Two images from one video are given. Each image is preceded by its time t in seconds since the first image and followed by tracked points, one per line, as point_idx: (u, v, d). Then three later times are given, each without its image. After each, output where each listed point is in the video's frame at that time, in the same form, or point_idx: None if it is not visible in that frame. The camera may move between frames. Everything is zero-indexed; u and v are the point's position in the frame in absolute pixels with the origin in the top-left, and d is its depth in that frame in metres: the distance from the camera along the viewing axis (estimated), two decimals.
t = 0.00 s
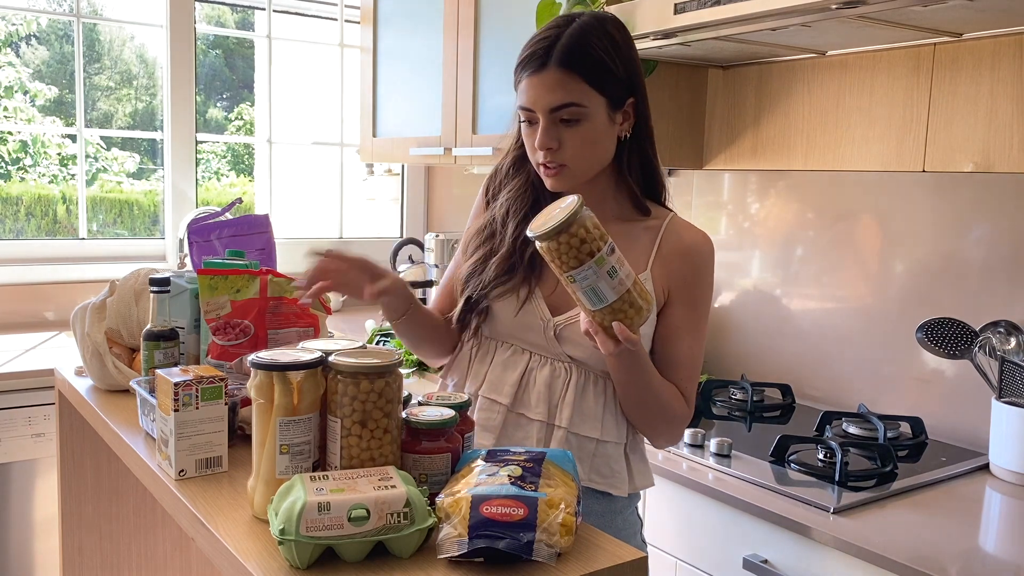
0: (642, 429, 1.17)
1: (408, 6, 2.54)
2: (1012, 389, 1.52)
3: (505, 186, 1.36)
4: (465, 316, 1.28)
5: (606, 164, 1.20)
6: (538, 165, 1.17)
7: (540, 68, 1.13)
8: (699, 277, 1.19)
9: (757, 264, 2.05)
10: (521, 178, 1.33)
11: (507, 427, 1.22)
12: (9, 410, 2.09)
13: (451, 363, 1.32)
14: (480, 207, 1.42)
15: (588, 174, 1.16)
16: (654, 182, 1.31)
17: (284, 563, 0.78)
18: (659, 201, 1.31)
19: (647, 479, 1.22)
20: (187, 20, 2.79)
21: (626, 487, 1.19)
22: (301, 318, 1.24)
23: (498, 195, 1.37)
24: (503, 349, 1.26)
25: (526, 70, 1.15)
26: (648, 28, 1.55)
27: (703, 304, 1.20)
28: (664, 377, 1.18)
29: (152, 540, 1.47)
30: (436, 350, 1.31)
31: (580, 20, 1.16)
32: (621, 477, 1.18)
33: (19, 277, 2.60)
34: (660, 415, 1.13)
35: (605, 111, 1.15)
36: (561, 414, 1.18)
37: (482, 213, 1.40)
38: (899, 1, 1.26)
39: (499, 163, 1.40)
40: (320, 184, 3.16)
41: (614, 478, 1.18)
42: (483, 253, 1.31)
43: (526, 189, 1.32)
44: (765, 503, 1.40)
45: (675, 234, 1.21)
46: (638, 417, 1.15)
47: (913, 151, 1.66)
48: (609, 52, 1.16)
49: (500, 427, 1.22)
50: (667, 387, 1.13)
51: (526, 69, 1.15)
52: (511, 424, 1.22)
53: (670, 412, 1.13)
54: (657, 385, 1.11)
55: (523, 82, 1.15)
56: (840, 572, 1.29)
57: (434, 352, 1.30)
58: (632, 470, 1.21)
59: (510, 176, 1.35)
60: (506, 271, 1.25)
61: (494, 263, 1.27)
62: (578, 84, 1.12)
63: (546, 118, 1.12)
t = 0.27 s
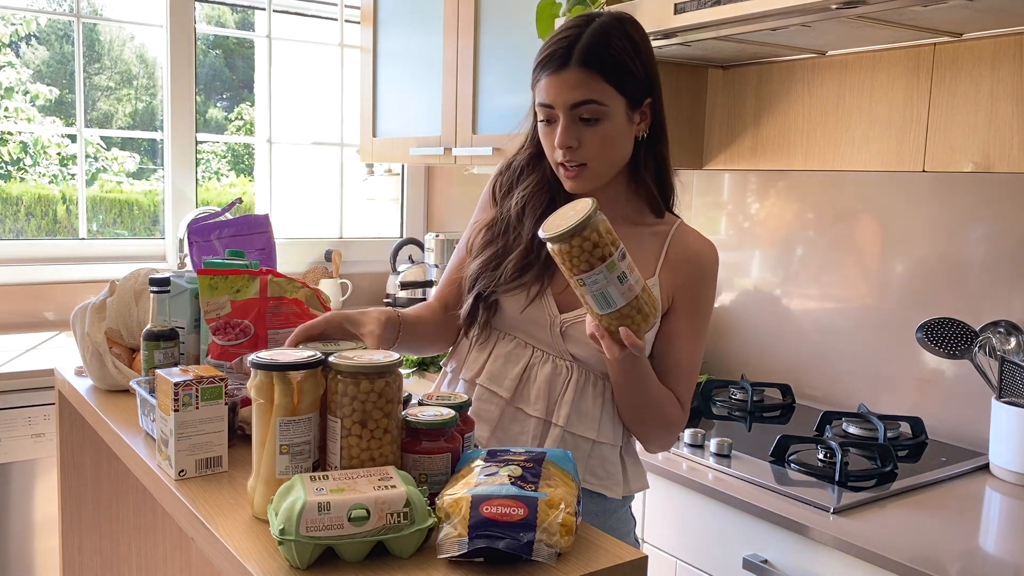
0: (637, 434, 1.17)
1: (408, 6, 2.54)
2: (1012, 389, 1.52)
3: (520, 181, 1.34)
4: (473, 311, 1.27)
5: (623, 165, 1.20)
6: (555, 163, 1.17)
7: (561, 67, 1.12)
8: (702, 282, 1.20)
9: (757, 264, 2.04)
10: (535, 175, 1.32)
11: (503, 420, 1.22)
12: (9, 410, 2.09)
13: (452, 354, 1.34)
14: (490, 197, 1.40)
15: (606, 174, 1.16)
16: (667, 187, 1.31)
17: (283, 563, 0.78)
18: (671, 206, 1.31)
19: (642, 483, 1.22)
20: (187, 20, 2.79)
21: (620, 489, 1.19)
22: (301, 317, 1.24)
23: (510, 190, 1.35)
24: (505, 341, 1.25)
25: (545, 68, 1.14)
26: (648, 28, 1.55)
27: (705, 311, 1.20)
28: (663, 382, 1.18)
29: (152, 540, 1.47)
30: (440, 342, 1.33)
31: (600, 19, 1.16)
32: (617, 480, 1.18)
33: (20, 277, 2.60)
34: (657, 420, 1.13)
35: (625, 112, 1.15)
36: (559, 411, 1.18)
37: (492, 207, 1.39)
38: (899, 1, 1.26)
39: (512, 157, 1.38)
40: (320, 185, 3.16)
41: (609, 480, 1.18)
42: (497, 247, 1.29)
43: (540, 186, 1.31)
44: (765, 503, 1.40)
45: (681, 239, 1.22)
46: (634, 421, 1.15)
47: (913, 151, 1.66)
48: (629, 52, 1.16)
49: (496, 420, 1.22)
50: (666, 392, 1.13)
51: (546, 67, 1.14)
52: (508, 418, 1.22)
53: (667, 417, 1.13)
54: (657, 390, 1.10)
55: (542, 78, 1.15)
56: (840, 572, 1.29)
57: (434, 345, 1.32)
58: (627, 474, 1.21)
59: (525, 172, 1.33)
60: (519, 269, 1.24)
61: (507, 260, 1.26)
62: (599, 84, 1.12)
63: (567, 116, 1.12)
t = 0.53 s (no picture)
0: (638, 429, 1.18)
1: (408, 6, 2.54)
2: (1012, 389, 1.52)
3: (525, 178, 1.34)
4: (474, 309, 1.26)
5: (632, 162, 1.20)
6: (564, 155, 1.16)
7: (580, 60, 1.13)
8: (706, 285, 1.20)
9: (757, 264, 2.04)
10: (541, 171, 1.32)
11: (507, 423, 1.22)
12: (9, 410, 2.09)
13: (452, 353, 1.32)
14: (495, 195, 1.40)
15: (614, 170, 1.16)
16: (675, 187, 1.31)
17: (283, 563, 0.78)
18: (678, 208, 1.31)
19: (644, 483, 1.22)
20: (187, 20, 2.79)
21: (623, 490, 1.19)
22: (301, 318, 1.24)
23: (516, 187, 1.35)
24: (507, 344, 1.25)
25: (561, 61, 1.15)
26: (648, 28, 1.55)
27: (708, 310, 1.20)
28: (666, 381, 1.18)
29: (152, 540, 1.47)
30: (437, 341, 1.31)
31: (618, 16, 1.17)
32: (620, 480, 1.18)
33: (20, 277, 2.61)
34: (661, 418, 1.14)
35: (638, 109, 1.15)
36: (562, 413, 1.18)
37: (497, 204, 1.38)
38: (899, 1, 1.26)
39: (518, 154, 1.38)
40: (320, 185, 3.16)
41: (612, 481, 1.18)
42: (501, 245, 1.29)
43: (546, 183, 1.31)
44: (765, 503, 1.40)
45: (686, 240, 1.22)
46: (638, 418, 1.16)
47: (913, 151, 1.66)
48: (645, 51, 1.16)
49: (501, 423, 1.21)
50: (669, 392, 1.14)
51: (563, 59, 1.14)
52: (511, 421, 1.22)
53: (669, 416, 1.14)
54: (661, 388, 1.11)
55: (559, 70, 1.15)
56: (840, 572, 1.29)
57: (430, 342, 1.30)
58: (630, 474, 1.21)
59: (530, 169, 1.33)
60: (523, 267, 1.24)
61: (512, 258, 1.26)
62: (615, 79, 1.12)
63: (580, 108, 1.12)
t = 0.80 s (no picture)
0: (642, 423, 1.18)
1: (408, 6, 2.54)
2: (1012, 389, 1.52)
3: (516, 176, 1.33)
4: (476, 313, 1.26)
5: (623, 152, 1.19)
6: (565, 135, 1.14)
7: (581, 41, 1.14)
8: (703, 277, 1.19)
9: (757, 265, 2.04)
10: (530, 171, 1.31)
11: (510, 424, 1.21)
12: (9, 410, 2.09)
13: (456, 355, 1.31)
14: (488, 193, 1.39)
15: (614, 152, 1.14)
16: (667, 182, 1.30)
17: (283, 563, 0.78)
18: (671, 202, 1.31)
19: (648, 480, 1.22)
20: (187, 20, 2.79)
21: (627, 487, 1.18)
22: (300, 318, 1.25)
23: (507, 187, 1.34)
24: (508, 344, 1.25)
25: (560, 45, 1.15)
26: (649, 28, 1.55)
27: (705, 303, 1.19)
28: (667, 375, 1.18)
29: (152, 540, 1.47)
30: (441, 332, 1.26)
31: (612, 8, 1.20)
32: (623, 477, 1.18)
33: (20, 277, 2.61)
34: (664, 412, 1.14)
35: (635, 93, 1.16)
36: (564, 411, 1.18)
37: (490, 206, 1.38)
38: (899, 1, 1.26)
39: (506, 155, 1.37)
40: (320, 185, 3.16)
41: (615, 478, 1.18)
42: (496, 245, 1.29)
43: (536, 181, 1.30)
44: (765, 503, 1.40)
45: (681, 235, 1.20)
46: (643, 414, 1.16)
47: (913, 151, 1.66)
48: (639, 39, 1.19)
49: (504, 424, 1.21)
50: (671, 386, 1.14)
51: (562, 42, 1.15)
52: (515, 421, 1.21)
53: (672, 411, 1.14)
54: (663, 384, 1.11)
55: (558, 54, 1.15)
56: (841, 572, 1.29)
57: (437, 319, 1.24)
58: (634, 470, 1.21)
59: (520, 170, 1.32)
60: (519, 267, 1.23)
61: (508, 259, 1.25)
62: (617, 59, 1.14)
63: (584, 85, 1.12)
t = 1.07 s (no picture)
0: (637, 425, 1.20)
1: (408, 6, 2.54)
2: (1012, 389, 1.52)
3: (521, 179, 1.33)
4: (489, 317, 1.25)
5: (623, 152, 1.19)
6: (564, 143, 1.14)
7: (573, 48, 1.14)
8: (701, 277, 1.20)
9: (757, 264, 2.04)
10: (537, 174, 1.30)
11: (514, 424, 1.21)
12: (9, 410, 2.09)
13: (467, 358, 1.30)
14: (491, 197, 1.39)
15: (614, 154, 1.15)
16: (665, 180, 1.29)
17: (284, 563, 0.78)
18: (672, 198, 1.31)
19: (650, 479, 1.22)
20: (187, 20, 2.79)
21: (629, 485, 1.19)
22: (300, 318, 1.25)
23: (512, 189, 1.34)
24: (513, 343, 1.25)
25: (553, 53, 1.16)
26: (649, 28, 1.55)
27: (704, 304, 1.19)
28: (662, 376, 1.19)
29: (152, 539, 1.47)
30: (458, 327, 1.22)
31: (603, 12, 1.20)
32: (625, 476, 1.18)
33: (20, 277, 2.61)
34: (659, 414, 1.16)
35: (631, 94, 1.16)
36: (569, 411, 1.18)
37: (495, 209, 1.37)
38: (899, 2, 1.26)
39: (510, 158, 1.36)
40: (320, 185, 3.16)
41: (617, 477, 1.18)
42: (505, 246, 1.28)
43: (543, 183, 1.29)
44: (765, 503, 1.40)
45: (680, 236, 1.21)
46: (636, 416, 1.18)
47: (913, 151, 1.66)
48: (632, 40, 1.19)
49: (509, 423, 1.20)
50: (667, 388, 1.15)
51: (555, 51, 1.16)
52: (518, 421, 1.21)
53: (668, 412, 1.16)
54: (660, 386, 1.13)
55: (551, 63, 1.16)
56: (841, 572, 1.29)
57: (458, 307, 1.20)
58: (634, 469, 1.21)
59: (526, 172, 1.32)
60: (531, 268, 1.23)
61: (519, 261, 1.25)
62: (611, 62, 1.14)
63: (579, 92, 1.13)
